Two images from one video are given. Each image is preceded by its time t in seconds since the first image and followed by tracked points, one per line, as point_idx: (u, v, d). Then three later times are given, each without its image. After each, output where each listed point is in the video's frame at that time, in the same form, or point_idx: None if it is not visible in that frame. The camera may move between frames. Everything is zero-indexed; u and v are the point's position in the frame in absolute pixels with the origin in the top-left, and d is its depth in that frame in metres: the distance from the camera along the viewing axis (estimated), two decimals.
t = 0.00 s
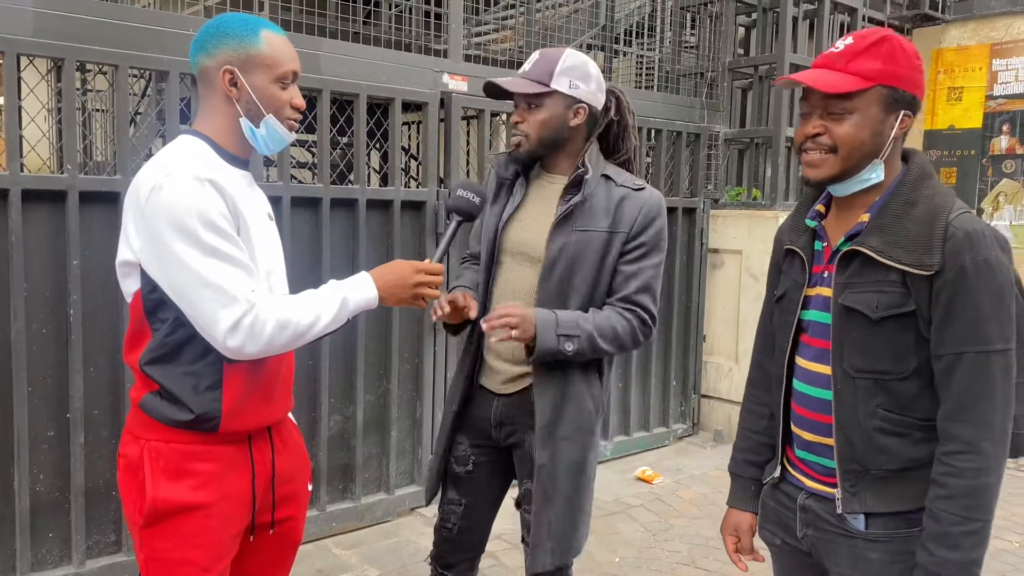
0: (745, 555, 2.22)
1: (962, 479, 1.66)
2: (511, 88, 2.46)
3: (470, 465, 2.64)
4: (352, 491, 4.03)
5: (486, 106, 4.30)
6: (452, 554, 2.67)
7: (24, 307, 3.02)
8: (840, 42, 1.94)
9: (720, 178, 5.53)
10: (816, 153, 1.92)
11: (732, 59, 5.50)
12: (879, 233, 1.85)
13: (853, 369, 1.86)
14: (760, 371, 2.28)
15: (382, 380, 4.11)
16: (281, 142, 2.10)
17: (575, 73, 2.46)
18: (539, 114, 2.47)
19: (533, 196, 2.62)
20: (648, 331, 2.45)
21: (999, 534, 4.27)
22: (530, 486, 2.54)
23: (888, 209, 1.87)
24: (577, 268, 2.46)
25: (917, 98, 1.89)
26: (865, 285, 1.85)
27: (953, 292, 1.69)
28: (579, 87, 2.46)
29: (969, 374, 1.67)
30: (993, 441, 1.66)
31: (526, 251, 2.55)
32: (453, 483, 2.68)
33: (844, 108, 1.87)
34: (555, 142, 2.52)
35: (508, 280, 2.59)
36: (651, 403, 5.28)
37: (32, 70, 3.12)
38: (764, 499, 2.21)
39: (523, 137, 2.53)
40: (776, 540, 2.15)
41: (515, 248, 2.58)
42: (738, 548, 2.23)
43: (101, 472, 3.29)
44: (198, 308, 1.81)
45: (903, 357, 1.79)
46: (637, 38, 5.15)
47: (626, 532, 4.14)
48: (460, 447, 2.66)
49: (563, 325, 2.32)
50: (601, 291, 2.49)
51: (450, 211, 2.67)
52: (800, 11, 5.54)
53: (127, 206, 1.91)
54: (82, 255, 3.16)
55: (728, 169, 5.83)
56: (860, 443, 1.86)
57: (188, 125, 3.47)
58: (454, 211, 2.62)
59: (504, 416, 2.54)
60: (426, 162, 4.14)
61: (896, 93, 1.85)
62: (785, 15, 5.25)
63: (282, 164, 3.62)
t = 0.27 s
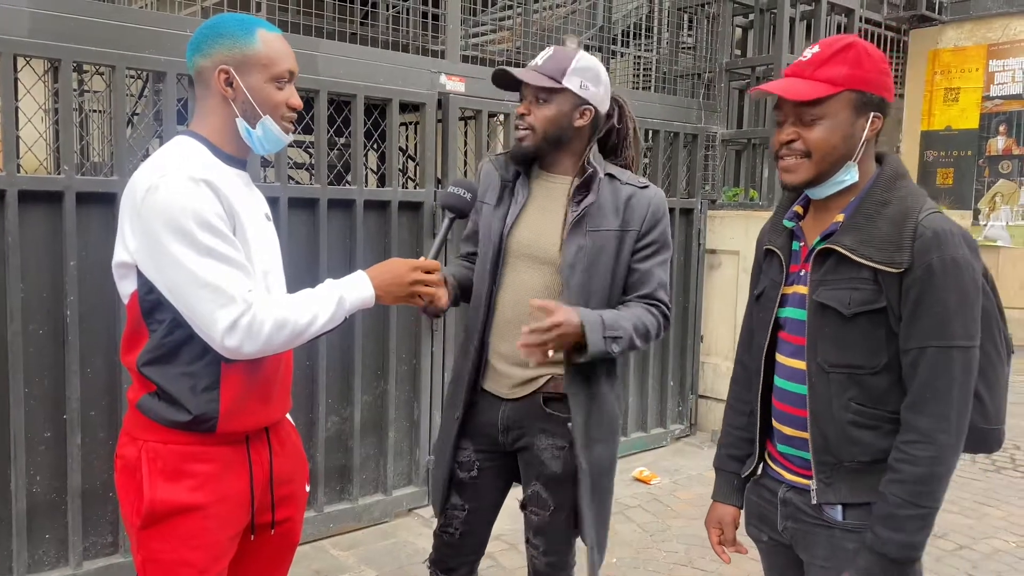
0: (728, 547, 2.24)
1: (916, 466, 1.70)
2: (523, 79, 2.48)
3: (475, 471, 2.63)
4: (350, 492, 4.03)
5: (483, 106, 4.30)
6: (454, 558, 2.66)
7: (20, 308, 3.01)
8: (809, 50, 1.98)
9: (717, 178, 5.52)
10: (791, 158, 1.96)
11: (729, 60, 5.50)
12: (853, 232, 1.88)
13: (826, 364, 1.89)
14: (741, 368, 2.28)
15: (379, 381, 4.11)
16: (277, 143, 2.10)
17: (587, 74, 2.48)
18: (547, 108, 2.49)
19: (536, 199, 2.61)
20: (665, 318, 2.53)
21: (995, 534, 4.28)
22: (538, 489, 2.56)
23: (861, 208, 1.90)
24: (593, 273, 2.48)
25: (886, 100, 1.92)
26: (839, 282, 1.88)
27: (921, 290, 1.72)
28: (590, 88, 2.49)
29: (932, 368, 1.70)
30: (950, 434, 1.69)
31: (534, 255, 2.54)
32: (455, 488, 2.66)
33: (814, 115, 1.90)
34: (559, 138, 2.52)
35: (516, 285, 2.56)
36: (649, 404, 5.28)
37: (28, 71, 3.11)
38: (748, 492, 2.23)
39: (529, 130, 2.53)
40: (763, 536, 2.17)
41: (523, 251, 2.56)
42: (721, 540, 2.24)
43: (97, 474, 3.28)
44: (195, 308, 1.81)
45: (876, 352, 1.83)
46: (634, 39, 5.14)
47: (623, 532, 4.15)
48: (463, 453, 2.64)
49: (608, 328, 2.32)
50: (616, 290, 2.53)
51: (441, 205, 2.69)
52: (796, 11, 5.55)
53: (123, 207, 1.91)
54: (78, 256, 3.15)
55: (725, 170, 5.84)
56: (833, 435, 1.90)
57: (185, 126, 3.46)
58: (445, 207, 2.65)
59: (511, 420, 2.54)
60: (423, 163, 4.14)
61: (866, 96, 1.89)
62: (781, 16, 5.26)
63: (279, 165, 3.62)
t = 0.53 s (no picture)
0: (719, 547, 2.25)
1: (900, 458, 1.70)
2: (536, 104, 2.36)
3: (476, 473, 2.63)
4: (347, 493, 4.03)
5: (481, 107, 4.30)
6: (450, 561, 2.66)
7: (16, 310, 3.02)
8: (788, 55, 1.99)
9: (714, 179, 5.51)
10: (774, 160, 1.96)
11: (726, 60, 5.49)
12: (836, 231, 1.89)
13: (812, 361, 1.90)
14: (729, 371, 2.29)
15: (376, 382, 4.11)
16: (279, 139, 2.09)
17: (595, 89, 2.42)
18: (561, 131, 2.41)
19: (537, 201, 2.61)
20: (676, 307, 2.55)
21: (991, 534, 4.28)
22: (539, 490, 2.56)
23: (843, 209, 1.91)
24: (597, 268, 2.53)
25: (864, 102, 1.94)
26: (823, 281, 1.89)
27: (903, 285, 1.73)
28: (597, 103, 2.43)
29: (915, 362, 1.70)
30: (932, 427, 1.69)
31: (537, 256, 2.56)
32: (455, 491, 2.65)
33: (796, 117, 1.91)
34: (570, 156, 2.50)
35: (520, 287, 2.56)
36: (646, 405, 5.28)
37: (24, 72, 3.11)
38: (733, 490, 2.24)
39: (541, 151, 2.44)
40: (749, 535, 2.17)
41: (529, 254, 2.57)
42: (711, 540, 2.25)
43: (93, 475, 3.28)
44: (191, 308, 1.81)
45: (860, 349, 1.83)
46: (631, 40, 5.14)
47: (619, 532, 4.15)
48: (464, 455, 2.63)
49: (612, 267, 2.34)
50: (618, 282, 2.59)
51: (432, 204, 2.57)
52: (793, 12, 5.56)
53: (119, 208, 1.91)
54: (75, 257, 3.16)
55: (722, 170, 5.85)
56: (818, 432, 1.90)
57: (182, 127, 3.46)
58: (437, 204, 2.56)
59: (514, 423, 2.54)
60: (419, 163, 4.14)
61: (845, 98, 1.90)
62: (778, 17, 5.27)
63: (276, 166, 3.62)
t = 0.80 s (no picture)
0: (705, 553, 2.26)
1: (881, 460, 1.70)
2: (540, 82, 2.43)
3: (469, 467, 2.63)
4: (344, 493, 4.03)
5: (478, 107, 4.30)
6: (441, 555, 2.66)
7: (13, 310, 3.01)
8: (771, 52, 1.99)
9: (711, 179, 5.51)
10: (755, 156, 1.96)
11: (723, 60, 5.50)
12: (814, 228, 1.88)
13: (791, 360, 1.90)
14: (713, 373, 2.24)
15: (374, 382, 4.11)
16: (273, 143, 2.11)
17: (596, 81, 2.48)
18: (563, 114, 2.46)
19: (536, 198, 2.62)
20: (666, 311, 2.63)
21: (988, 533, 4.29)
22: (534, 488, 2.56)
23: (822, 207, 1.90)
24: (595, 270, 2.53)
25: (846, 99, 1.94)
26: (802, 279, 1.89)
27: (880, 282, 1.73)
28: (598, 95, 2.50)
29: (893, 360, 1.70)
30: (913, 425, 1.69)
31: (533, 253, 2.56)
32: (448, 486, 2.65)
33: (776, 112, 1.91)
34: (570, 144, 2.53)
35: (515, 284, 2.57)
36: (644, 404, 5.29)
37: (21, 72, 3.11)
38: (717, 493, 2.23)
39: (544, 133, 2.47)
40: (733, 540, 2.16)
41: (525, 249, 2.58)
42: (699, 546, 2.26)
43: (91, 476, 3.28)
44: (190, 307, 1.81)
45: (840, 346, 1.83)
46: (628, 40, 5.14)
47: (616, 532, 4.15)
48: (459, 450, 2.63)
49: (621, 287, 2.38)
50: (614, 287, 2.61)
51: (422, 190, 2.65)
52: (790, 12, 5.57)
53: (116, 208, 1.90)
54: (72, 258, 3.15)
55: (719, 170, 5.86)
56: (800, 431, 1.89)
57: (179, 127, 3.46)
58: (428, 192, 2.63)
59: (507, 418, 2.54)
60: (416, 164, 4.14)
61: (825, 95, 1.90)
62: (775, 17, 5.28)
63: (273, 166, 3.62)
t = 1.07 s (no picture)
0: (681, 558, 2.26)
1: (867, 465, 1.68)
2: (523, 76, 2.47)
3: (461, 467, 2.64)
4: (342, 493, 4.03)
5: (476, 107, 4.30)
6: (449, 548, 2.67)
7: (10, 310, 3.01)
8: (760, 50, 2.00)
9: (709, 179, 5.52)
10: (745, 156, 1.97)
11: (720, 60, 5.51)
12: (807, 228, 1.87)
13: (780, 362, 1.88)
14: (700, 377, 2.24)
15: (372, 382, 4.11)
16: (270, 144, 2.11)
17: (581, 78, 2.50)
18: (542, 108, 2.49)
19: (529, 198, 2.62)
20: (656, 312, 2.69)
21: (985, 532, 4.30)
22: (522, 484, 2.56)
23: (815, 207, 1.89)
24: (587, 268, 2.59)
25: (838, 97, 1.93)
26: (792, 280, 1.88)
27: (871, 283, 1.72)
28: (583, 92, 2.51)
29: (882, 363, 1.69)
30: (900, 431, 1.68)
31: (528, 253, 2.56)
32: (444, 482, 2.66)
33: (766, 112, 1.91)
34: (551, 138, 2.54)
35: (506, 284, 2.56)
36: (642, 404, 5.29)
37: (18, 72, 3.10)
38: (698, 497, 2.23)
39: (521, 127, 2.53)
40: (709, 544, 2.18)
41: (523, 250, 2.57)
42: (675, 551, 2.26)
43: (88, 476, 3.28)
44: (185, 309, 1.81)
45: (828, 351, 1.82)
46: (626, 40, 5.15)
47: (614, 532, 4.15)
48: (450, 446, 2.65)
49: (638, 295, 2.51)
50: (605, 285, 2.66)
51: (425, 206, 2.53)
52: (787, 12, 5.57)
53: (112, 207, 1.90)
54: (69, 258, 3.15)
55: (716, 170, 5.87)
56: (786, 436, 1.88)
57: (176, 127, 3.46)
58: (433, 207, 2.48)
59: (492, 418, 2.55)
60: (414, 163, 4.14)
61: (816, 93, 1.90)
62: (772, 16, 5.29)
63: (271, 167, 3.62)
